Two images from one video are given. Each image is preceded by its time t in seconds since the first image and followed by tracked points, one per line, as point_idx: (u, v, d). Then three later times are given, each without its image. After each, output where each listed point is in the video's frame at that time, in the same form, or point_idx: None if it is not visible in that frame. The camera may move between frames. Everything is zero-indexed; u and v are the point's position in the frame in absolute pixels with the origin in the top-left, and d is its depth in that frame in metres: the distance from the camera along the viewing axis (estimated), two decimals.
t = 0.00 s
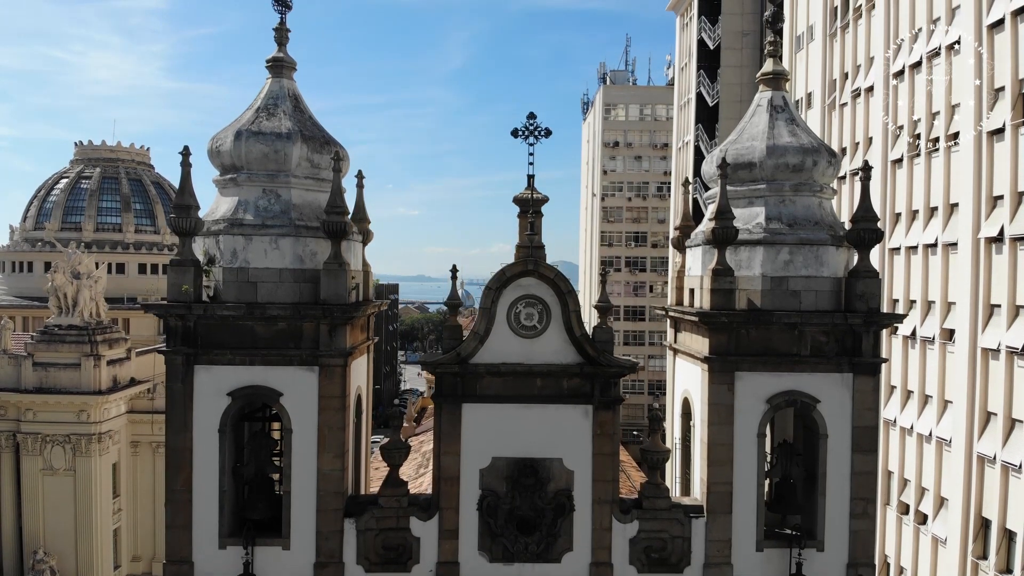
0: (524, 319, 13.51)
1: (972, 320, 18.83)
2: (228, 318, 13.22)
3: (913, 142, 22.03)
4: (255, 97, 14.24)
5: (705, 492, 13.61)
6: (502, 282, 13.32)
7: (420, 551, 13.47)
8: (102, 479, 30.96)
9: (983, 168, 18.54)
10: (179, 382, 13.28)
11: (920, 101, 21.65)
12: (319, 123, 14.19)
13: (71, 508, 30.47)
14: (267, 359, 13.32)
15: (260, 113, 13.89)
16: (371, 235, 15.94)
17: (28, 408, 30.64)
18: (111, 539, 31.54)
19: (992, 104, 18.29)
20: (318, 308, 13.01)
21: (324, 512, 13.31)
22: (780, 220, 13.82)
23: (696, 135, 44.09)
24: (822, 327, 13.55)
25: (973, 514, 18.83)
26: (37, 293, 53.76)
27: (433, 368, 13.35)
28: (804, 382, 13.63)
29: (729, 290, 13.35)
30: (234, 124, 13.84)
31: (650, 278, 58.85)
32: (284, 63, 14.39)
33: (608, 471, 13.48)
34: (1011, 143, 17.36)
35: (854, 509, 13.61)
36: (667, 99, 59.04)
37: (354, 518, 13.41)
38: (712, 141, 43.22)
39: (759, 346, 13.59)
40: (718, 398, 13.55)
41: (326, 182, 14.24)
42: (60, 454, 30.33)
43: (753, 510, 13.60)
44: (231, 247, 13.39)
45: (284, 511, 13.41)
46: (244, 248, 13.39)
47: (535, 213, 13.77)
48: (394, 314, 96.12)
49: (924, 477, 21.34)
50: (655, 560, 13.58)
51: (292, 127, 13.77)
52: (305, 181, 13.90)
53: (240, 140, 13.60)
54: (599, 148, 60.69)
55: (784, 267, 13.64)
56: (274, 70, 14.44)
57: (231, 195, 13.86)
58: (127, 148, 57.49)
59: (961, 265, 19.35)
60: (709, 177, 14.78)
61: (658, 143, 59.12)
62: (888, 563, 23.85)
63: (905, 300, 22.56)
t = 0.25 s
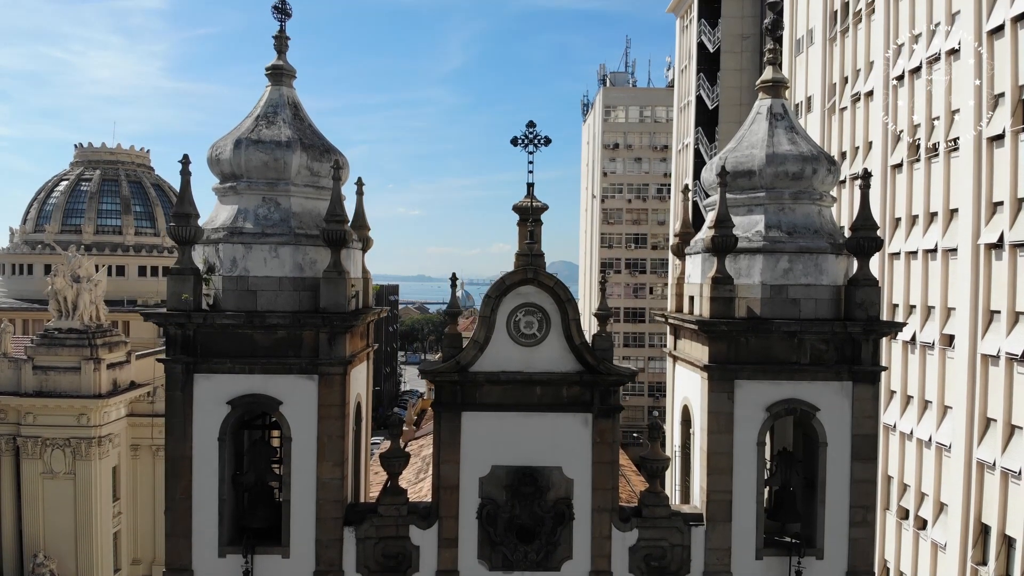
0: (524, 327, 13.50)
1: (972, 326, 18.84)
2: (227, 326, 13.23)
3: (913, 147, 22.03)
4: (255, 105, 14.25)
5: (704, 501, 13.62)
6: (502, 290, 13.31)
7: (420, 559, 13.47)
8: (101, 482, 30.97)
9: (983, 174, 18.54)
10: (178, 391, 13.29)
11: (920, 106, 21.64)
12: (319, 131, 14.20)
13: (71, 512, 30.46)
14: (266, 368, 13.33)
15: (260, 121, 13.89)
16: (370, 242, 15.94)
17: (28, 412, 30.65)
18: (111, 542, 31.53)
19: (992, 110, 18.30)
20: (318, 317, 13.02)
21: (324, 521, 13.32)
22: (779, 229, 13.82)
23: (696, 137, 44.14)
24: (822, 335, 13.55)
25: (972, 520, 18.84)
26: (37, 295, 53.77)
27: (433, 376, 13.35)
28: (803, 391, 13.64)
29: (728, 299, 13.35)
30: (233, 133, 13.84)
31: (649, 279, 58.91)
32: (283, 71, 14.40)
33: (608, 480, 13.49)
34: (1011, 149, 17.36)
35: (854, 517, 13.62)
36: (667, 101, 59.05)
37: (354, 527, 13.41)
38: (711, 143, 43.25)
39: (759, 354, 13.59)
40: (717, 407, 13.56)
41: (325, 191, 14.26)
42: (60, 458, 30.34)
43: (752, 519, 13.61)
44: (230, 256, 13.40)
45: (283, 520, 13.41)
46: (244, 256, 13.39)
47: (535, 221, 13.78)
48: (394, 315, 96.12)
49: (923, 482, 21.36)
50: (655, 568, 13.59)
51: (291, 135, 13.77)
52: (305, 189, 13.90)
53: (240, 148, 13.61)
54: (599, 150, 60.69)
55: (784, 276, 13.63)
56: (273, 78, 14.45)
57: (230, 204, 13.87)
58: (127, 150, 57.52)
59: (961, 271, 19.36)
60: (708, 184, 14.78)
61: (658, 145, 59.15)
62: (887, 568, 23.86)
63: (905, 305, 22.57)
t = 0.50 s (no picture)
0: (523, 337, 13.49)
1: (971, 333, 18.84)
2: (227, 336, 13.23)
3: (912, 153, 22.02)
4: (254, 114, 14.25)
5: (703, 510, 13.63)
6: (501, 300, 13.30)
7: (419, 569, 13.48)
8: (101, 486, 30.98)
9: (983, 181, 18.52)
10: (178, 400, 13.29)
11: (920, 111, 21.63)
12: (318, 140, 14.20)
13: (71, 516, 30.46)
14: (265, 378, 13.33)
15: (259, 130, 13.89)
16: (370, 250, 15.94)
17: (28, 416, 30.66)
18: (110, 546, 31.54)
19: (991, 117, 18.29)
20: (317, 327, 13.02)
21: (323, 531, 13.32)
22: (778, 238, 13.82)
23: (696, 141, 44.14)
24: (821, 345, 13.55)
25: (971, 527, 18.83)
26: (37, 298, 53.77)
27: (432, 386, 13.34)
28: (803, 400, 13.63)
29: (727, 308, 13.35)
30: (232, 142, 13.84)
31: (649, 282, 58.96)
32: (282, 80, 14.40)
33: (607, 489, 13.50)
34: (1011, 157, 17.36)
35: (853, 526, 13.62)
36: (667, 103, 59.05)
37: (353, 536, 13.41)
38: (711, 147, 43.28)
39: (758, 364, 13.59)
40: (716, 416, 13.55)
41: (325, 200, 14.26)
42: (60, 462, 30.36)
43: (752, 528, 13.61)
44: (229, 266, 13.40)
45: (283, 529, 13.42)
46: (243, 266, 13.39)
47: (534, 230, 13.79)
48: (394, 316, 96.14)
49: (923, 488, 21.36)
50: None
51: (291, 144, 13.77)
52: (304, 199, 13.90)
53: (239, 158, 13.61)
54: (599, 152, 60.68)
55: (783, 285, 13.63)
56: (272, 87, 14.45)
57: (230, 213, 13.87)
58: (127, 153, 57.53)
59: (961, 278, 19.36)
60: (707, 193, 14.78)
61: (658, 147, 59.17)
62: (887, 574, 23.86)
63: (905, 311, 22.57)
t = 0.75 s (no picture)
0: (522, 345, 13.49)
1: (971, 339, 18.85)
2: (226, 345, 13.24)
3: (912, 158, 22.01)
4: (254, 122, 14.25)
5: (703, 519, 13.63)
6: (500, 308, 13.29)
7: None
8: (101, 490, 30.98)
9: (983, 187, 18.51)
10: (177, 409, 13.29)
11: (919, 116, 21.62)
12: (318, 149, 14.21)
13: (71, 520, 30.46)
14: (265, 386, 13.34)
15: (259, 139, 13.90)
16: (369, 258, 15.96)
17: (28, 419, 30.66)
18: (110, 549, 31.53)
19: (991, 123, 18.28)
20: (316, 336, 13.03)
21: (322, 539, 13.32)
22: (778, 246, 13.81)
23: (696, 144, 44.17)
24: (820, 353, 13.55)
25: (970, 533, 18.83)
26: (37, 300, 53.80)
27: (431, 395, 13.34)
28: (802, 409, 13.64)
29: (727, 316, 13.35)
30: (232, 151, 13.84)
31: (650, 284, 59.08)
32: (282, 88, 14.41)
33: (607, 498, 13.50)
34: (1011, 163, 17.35)
35: (853, 534, 13.63)
36: (667, 105, 59.06)
37: (353, 545, 13.42)
38: (711, 150, 43.32)
39: (757, 372, 13.59)
40: (716, 425, 13.55)
41: (324, 208, 14.25)
42: (60, 465, 30.39)
43: (751, 537, 13.61)
44: (229, 274, 13.40)
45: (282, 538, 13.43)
46: (243, 275, 13.39)
47: (534, 239, 13.80)
48: (394, 317, 96.16)
49: (922, 493, 21.38)
50: None
51: (290, 153, 13.78)
52: (304, 207, 13.91)
53: (239, 167, 13.61)
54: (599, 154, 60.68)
55: (783, 293, 13.63)
56: (271, 95, 14.46)
57: (229, 222, 13.87)
58: (127, 155, 57.57)
59: (960, 284, 19.36)
60: (706, 201, 14.78)
61: (658, 149, 59.18)
62: None
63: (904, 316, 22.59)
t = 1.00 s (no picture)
0: (521, 355, 13.49)
1: (970, 346, 18.86)
2: (225, 355, 13.24)
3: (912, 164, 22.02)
4: (253, 132, 14.26)
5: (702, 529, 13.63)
6: (499, 318, 13.30)
7: None
8: (101, 495, 30.99)
9: (982, 194, 18.51)
10: (176, 419, 13.29)
11: (919, 122, 21.62)
12: (317, 159, 14.22)
13: (71, 525, 30.47)
14: (264, 397, 13.34)
15: (258, 149, 13.91)
16: (369, 266, 15.96)
17: (28, 424, 30.68)
18: (110, 554, 31.53)
19: (991, 131, 18.28)
20: (315, 346, 13.04)
21: (322, 549, 13.33)
22: (776, 256, 13.82)
23: (696, 147, 44.18)
24: (819, 363, 13.56)
25: (970, 540, 18.83)
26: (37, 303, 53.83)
27: (430, 405, 13.34)
28: (801, 419, 13.64)
29: (726, 326, 13.36)
30: (231, 161, 13.85)
31: (650, 286, 59.21)
32: (281, 98, 14.43)
33: (606, 508, 13.51)
34: (1010, 171, 17.35)
35: (851, 544, 13.64)
36: (667, 107, 59.06)
37: (352, 555, 13.43)
38: (711, 154, 43.36)
39: (756, 382, 13.60)
40: (715, 435, 13.56)
41: (323, 218, 14.26)
42: (60, 470, 30.42)
43: (750, 547, 13.61)
44: (228, 284, 13.41)
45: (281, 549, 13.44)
46: (242, 285, 13.39)
47: (533, 248, 13.82)
48: (394, 318, 96.18)
49: (922, 500, 21.38)
50: None
51: (289, 163, 13.79)
52: (303, 218, 13.91)
53: (238, 177, 13.62)
54: (599, 156, 60.69)
55: (781, 303, 13.64)
56: (271, 105, 14.48)
57: (228, 232, 13.87)
58: (127, 158, 57.63)
59: (960, 291, 19.36)
60: (705, 211, 14.79)
61: (658, 152, 59.22)
62: None
63: (904, 322, 22.60)
